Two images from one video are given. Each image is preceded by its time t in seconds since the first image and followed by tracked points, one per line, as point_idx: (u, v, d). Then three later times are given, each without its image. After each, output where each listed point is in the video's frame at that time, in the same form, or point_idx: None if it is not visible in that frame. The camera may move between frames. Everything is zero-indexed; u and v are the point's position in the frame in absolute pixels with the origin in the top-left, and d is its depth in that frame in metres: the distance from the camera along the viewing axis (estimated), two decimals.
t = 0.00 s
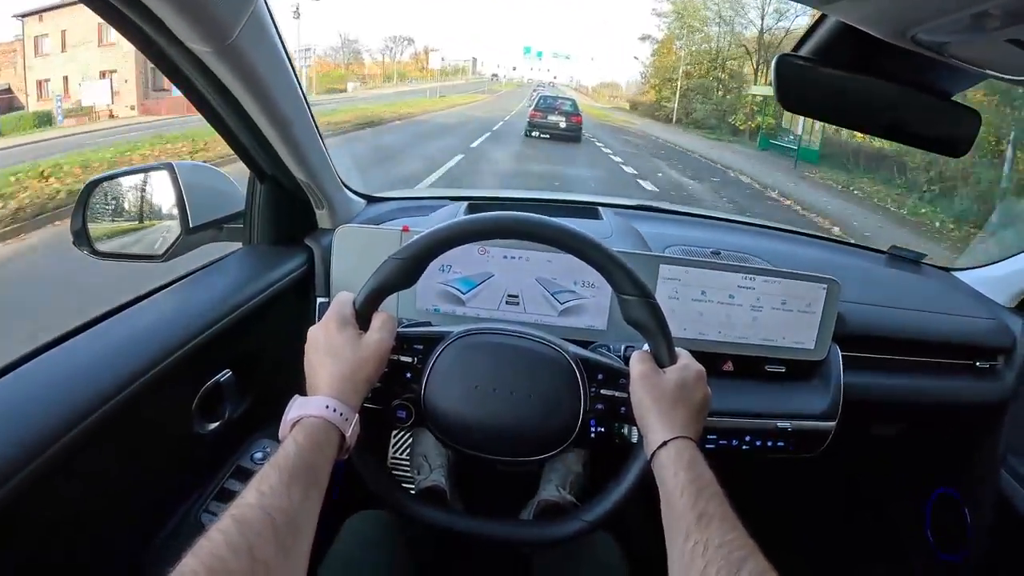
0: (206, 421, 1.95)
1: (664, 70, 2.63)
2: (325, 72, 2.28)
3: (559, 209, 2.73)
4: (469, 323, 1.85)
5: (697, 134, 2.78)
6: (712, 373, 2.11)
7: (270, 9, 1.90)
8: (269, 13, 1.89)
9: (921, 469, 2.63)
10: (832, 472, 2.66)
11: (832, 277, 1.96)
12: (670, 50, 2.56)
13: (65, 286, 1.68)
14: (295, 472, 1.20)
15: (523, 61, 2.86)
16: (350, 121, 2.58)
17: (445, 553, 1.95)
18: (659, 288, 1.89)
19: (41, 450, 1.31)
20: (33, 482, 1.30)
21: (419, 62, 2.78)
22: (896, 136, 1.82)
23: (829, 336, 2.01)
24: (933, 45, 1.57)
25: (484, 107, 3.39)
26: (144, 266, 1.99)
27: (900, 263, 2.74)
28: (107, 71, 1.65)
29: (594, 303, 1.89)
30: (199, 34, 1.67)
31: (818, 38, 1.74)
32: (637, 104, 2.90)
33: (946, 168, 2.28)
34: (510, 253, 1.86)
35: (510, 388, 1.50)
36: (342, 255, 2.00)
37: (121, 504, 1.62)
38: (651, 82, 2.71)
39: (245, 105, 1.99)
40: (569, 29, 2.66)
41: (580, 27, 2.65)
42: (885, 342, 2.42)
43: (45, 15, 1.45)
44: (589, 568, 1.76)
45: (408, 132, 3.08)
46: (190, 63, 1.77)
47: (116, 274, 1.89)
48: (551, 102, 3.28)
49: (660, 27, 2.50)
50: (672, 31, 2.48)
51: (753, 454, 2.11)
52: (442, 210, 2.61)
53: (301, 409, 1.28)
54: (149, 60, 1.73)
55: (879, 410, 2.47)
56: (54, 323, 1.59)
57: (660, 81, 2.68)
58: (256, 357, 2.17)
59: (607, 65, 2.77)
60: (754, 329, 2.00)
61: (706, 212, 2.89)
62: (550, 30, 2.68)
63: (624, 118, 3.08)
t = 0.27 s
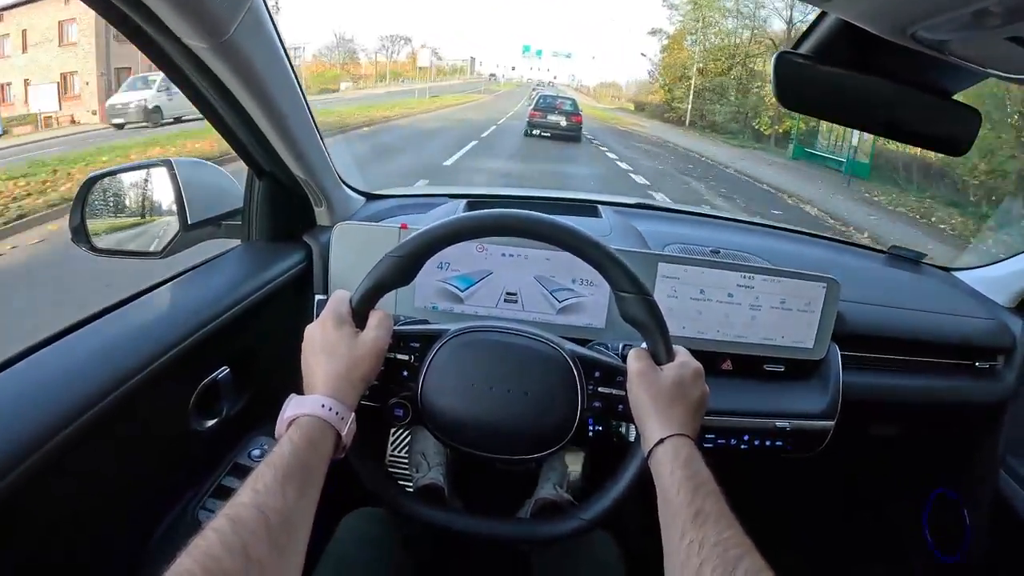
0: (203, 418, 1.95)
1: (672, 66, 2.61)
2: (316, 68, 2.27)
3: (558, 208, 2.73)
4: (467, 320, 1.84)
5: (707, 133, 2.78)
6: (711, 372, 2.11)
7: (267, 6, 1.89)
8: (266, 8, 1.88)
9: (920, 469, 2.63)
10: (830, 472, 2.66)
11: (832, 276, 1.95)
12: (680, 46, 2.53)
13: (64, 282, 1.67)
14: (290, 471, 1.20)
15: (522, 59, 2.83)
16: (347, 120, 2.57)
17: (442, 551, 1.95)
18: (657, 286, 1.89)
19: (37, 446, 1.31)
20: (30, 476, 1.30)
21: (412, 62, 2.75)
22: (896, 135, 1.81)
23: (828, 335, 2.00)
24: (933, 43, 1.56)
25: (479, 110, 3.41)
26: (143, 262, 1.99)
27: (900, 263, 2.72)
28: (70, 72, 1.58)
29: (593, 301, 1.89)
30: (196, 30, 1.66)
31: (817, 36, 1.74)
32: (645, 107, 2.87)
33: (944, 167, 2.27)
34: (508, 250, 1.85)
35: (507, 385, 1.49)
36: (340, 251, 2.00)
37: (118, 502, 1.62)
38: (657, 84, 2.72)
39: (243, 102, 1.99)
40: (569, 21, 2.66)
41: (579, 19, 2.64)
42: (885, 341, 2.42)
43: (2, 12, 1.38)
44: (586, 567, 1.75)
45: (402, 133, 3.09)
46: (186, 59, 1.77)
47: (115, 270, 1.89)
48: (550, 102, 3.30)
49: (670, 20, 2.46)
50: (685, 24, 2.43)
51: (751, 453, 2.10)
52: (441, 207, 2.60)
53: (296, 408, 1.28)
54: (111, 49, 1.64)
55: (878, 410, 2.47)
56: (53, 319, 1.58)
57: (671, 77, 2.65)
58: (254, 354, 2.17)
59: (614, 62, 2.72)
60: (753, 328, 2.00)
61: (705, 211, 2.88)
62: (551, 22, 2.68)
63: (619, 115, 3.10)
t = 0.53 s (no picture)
0: (202, 419, 1.94)
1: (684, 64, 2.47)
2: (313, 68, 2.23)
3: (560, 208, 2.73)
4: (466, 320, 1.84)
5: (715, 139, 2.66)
6: (711, 372, 2.11)
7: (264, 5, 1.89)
8: (264, 8, 1.88)
9: (922, 470, 2.61)
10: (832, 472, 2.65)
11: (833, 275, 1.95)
12: (692, 44, 2.43)
13: (63, 281, 1.67)
14: (287, 477, 1.20)
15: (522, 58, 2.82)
16: (349, 119, 2.57)
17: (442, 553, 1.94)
18: (657, 286, 1.89)
19: (35, 447, 1.30)
20: (27, 477, 1.29)
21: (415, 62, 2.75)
22: (897, 134, 1.81)
23: (828, 334, 2.00)
24: (935, 41, 1.56)
25: (476, 111, 3.20)
26: (142, 262, 1.98)
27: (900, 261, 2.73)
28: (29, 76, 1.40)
29: (592, 301, 1.88)
30: (192, 30, 1.66)
31: (818, 33, 1.74)
32: (654, 110, 2.71)
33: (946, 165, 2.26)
34: (508, 250, 1.84)
35: (507, 386, 1.49)
36: (339, 252, 2.00)
37: (118, 503, 1.62)
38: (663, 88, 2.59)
39: (242, 102, 1.98)
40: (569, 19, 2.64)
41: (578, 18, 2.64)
42: (887, 341, 2.41)
43: None
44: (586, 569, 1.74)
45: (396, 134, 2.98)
46: (184, 59, 1.76)
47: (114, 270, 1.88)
48: (551, 102, 3.12)
49: (684, 13, 2.42)
50: (699, 18, 2.38)
51: (752, 453, 2.09)
52: (441, 207, 2.59)
53: (294, 413, 1.28)
54: (76, 38, 1.51)
55: (880, 410, 2.45)
56: (51, 319, 1.58)
57: (683, 76, 2.51)
58: (253, 355, 2.16)
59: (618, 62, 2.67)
60: (753, 327, 1.99)
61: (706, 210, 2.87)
62: (551, 19, 2.66)
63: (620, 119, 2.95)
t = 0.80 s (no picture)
0: (206, 421, 1.94)
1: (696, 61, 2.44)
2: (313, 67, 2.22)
3: (563, 208, 2.74)
4: (470, 321, 1.84)
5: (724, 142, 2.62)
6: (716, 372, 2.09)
7: (268, 4, 1.89)
8: (268, 7, 1.88)
9: (925, 469, 2.62)
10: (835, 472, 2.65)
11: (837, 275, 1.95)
12: (706, 40, 2.38)
13: (67, 282, 1.66)
14: (294, 483, 1.20)
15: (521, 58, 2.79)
16: (354, 120, 2.56)
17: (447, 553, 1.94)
18: (661, 286, 1.89)
19: (39, 448, 1.30)
20: (30, 479, 1.29)
21: (412, 61, 2.74)
22: (900, 133, 1.81)
23: (832, 334, 2.00)
24: (940, 40, 1.56)
25: (477, 111, 3.03)
26: (144, 263, 1.98)
27: (902, 261, 2.75)
28: None
29: (597, 301, 1.88)
30: (198, 28, 1.66)
31: (821, 35, 1.73)
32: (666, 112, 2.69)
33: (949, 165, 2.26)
34: (512, 250, 1.84)
35: (512, 386, 1.48)
36: (342, 252, 2.00)
37: (123, 504, 1.62)
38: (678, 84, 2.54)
39: (247, 103, 1.98)
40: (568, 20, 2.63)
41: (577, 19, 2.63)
42: (890, 341, 2.40)
43: None
44: (592, 569, 1.74)
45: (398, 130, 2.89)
46: (189, 59, 1.77)
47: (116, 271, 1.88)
48: (550, 101, 2.98)
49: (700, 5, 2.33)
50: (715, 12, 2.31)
51: (757, 453, 2.10)
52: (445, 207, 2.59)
53: (301, 418, 1.29)
54: (29, 40, 1.35)
55: (883, 410, 2.46)
56: (55, 320, 1.57)
57: (699, 74, 2.46)
58: (256, 355, 2.16)
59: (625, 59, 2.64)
60: (758, 327, 1.99)
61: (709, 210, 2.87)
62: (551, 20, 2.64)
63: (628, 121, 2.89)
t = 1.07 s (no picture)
0: (210, 420, 1.94)
1: (714, 57, 2.44)
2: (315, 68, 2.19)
3: (564, 208, 2.74)
4: (474, 321, 1.85)
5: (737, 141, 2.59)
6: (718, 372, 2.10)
7: (275, 4, 1.89)
8: (274, 7, 1.89)
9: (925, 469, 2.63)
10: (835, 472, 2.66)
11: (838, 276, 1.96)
12: (725, 35, 2.38)
13: (71, 283, 1.67)
14: (300, 484, 1.21)
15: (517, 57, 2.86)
16: (358, 120, 2.56)
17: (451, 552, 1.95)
18: (665, 286, 1.89)
19: (46, 449, 1.31)
20: (37, 479, 1.29)
21: (409, 61, 2.75)
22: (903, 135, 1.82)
23: (834, 334, 2.01)
24: (943, 43, 1.56)
25: (470, 111, 3.03)
26: (147, 262, 1.98)
27: (903, 261, 2.75)
28: None
29: (600, 301, 1.89)
30: (204, 28, 1.67)
31: (825, 36, 1.73)
32: (678, 114, 2.70)
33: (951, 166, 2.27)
34: (515, 250, 1.85)
35: (517, 385, 1.49)
36: (345, 252, 2.00)
37: (128, 504, 1.62)
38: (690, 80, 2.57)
39: (252, 102, 1.99)
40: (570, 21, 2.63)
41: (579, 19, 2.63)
42: (890, 341, 2.41)
43: None
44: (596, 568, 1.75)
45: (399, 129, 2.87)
46: (194, 58, 1.77)
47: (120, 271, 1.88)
48: (549, 101, 2.97)
49: None
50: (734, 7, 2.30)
51: (758, 452, 2.11)
52: (447, 207, 2.60)
53: (308, 418, 1.30)
54: None
55: (884, 410, 2.47)
56: (58, 320, 1.58)
57: (719, 72, 2.46)
58: (260, 354, 2.16)
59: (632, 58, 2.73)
60: (760, 328, 1.99)
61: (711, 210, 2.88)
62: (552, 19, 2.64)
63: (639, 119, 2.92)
